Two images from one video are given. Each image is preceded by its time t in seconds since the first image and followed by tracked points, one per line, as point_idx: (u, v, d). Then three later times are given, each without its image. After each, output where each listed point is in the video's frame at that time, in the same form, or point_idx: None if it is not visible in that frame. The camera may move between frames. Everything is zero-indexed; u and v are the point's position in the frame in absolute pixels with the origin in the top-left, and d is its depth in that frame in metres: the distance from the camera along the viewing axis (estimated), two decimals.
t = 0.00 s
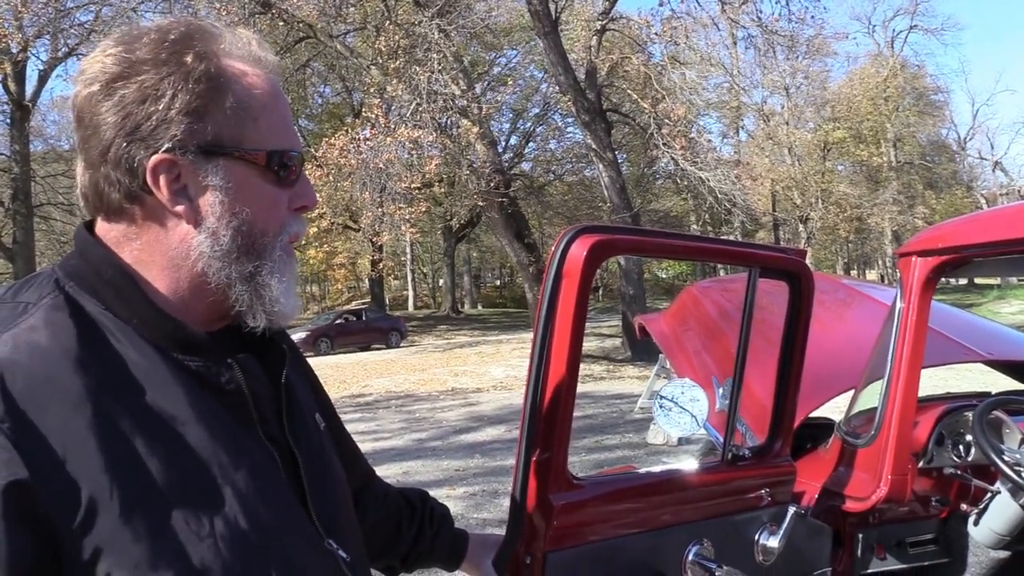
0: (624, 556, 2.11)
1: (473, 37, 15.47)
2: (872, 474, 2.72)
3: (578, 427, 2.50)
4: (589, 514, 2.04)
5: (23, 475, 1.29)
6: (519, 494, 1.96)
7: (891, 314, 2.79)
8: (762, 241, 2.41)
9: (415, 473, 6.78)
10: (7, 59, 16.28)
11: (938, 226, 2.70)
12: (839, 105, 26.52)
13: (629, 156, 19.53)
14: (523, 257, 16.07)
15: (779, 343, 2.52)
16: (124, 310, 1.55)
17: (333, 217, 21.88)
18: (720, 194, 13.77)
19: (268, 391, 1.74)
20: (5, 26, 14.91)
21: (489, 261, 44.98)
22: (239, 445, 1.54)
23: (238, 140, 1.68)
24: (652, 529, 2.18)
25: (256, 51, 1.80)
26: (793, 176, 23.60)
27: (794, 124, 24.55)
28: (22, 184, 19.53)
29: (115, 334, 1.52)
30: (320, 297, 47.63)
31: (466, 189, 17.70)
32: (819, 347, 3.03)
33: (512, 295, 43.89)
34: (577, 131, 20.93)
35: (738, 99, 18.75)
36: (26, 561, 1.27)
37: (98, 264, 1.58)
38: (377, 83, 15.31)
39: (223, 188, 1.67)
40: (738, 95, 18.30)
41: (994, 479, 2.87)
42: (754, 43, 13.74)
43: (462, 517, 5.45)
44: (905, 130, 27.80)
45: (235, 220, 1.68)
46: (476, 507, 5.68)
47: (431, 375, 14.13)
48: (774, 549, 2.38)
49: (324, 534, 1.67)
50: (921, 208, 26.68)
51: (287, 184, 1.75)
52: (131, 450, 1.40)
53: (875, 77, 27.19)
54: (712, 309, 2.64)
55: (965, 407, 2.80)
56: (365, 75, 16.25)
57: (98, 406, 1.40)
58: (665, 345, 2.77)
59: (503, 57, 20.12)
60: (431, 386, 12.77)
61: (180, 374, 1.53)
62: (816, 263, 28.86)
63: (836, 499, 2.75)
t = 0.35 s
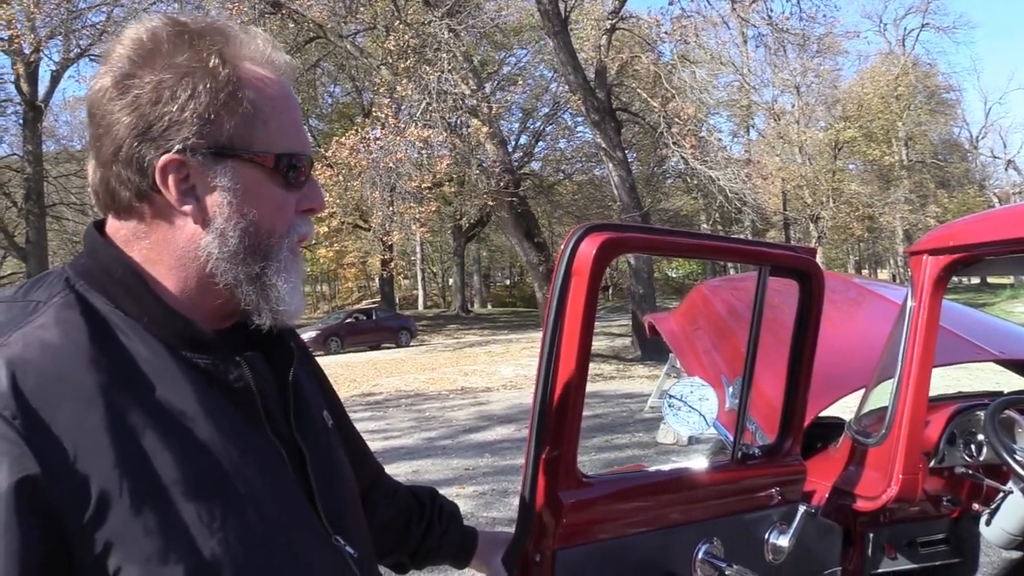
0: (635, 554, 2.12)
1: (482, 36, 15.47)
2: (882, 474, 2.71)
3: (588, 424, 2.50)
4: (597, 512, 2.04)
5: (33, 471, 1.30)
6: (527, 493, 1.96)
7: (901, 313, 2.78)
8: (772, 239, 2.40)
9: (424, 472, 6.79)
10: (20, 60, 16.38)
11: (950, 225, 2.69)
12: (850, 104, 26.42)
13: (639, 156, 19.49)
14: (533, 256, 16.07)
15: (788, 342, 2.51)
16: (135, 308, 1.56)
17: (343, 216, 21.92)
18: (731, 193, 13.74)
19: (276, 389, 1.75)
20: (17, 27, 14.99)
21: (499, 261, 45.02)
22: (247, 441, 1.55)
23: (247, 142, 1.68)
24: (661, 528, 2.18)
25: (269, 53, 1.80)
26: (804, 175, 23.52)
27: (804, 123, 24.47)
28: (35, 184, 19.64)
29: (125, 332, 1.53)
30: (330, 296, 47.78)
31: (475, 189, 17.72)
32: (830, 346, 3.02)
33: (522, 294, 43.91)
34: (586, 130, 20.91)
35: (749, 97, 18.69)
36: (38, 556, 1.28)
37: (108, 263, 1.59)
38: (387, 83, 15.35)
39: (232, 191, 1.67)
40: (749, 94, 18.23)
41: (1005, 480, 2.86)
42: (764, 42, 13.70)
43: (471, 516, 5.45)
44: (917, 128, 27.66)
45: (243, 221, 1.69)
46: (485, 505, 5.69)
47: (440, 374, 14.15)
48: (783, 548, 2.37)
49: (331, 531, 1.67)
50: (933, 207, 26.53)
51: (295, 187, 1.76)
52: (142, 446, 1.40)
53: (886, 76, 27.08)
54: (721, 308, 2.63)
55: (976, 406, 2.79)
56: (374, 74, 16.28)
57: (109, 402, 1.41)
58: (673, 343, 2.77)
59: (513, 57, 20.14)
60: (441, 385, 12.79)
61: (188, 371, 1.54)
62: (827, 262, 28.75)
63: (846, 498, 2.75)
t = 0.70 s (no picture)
0: (644, 551, 2.11)
1: (495, 33, 15.45)
2: (894, 472, 2.69)
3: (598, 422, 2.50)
4: (607, 508, 2.04)
5: (47, 462, 1.31)
6: (536, 490, 1.96)
7: (914, 310, 2.75)
8: (783, 236, 2.39)
9: (435, 468, 6.80)
10: (35, 57, 16.50)
11: (964, 221, 2.67)
12: (865, 101, 26.23)
13: (651, 153, 19.42)
14: (545, 253, 16.06)
15: (801, 338, 2.49)
16: (148, 303, 1.57)
17: (356, 213, 21.98)
18: (744, 190, 13.69)
19: (286, 383, 1.76)
20: (33, 24, 15.05)
21: (511, 258, 45.05)
22: (258, 436, 1.55)
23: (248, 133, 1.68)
24: (671, 524, 2.17)
25: (268, 44, 1.81)
26: (818, 172, 23.41)
27: (818, 120, 24.37)
28: (50, 181, 19.77)
29: (138, 326, 1.54)
30: (343, 293, 47.91)
31: (488, 186, 17.72)
32: (842, 345, 3.00)
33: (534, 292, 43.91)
34: (598, 127, 20.86)
35: (762, 94, 18.60)
36: (51, 547, 1.29)
37: (121, 258, 1.60)
38: (399, 79, 15.37)
39: (233, 181, 1.67)
40: (763, 90, 18.12)
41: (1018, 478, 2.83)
42: (778, 38, 13.62)
43: (482, 513, 5.47)
44: (932, 125, 27.48)
45: (245, 212, 1.69)
46: (496, 502, 5.70)
47: (452, 371, 14.16)
48: (794, 545, 2.36)
49: (340, 525, 1.68)
50: (948, 204, 26.34)
51: (297, 176, 1.75)
52: (154, 440, 1.41)
53: (901, 72, 26.88)
54: (734, 305, 2.62)
55: (990, 405, 2.77)
56: (387, 71, 16.30)
57: (121, 394, 1.42)
58: (685, 340, 2.77)
59: (525, 53, 20.10)
60: (452, 382, 12.81)
61: (199, 365, 1.55)
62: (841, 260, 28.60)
63: (857, 496, 2.73)
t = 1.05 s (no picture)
0: (643, 551, 2.11)
1: (498, 33, 15.44)
2: (895, 472, 2.69)
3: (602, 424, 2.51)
4: (607, 507, 2.04)
5: (45, 460, 1.31)
6: (536, 489, 1.97)
7: (916, 311, 2.76)
8: (785, 237, 2.39)
9: (437, 468, 6.80)
10: (40, 57, 16.55)
11: (964, 222, 2.66)
12: (869, 100, 26.18)
13: (655, 152, 19.40)
14: (548, 253, 16.07)
15: (801, 337, 2.48)
16: (145, 302, 1.58)
17: (359, 213, 22.00)
18: (747, 190, 13.70)
19: (285, 382, 1.76)
20: (37, 24, 15.12)
21: (514, 257, 45.06)
22: (257, 433, 1.56)
23: (225, 125, 1.70)
24: (671, 523, 2.17)
25: (256, 40, 1.83)
26: (822, 172, 23.37)
27: (823, 120, 24.36)
28: (54, 180, 19.80)
29: (136, 326, 1.54)
30: (346, 293, 47.93)
31: (491, 185, 17.73)
32: (844, 346, 3.01)
33: (537, 292, 43.93)
34: (602, 127, 20.88)
35: (766, 94, 18.58)
36: (51, 546, 1.29)
37: (119, 258, 1.62)
38: (403, 79, 15.37)
39: (207, 171, 1.68)
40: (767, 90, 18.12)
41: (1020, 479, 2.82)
42: (783, 38, 13.60)
43: (484, 512, 5.47)
44: (936, 125, 27.44)
45: (222, 202, 1.70)
46: (498, 502, 5.70)
47: (455, 370, 14.17)
48: (795, 545, 2.35)
49: (339, 522, 1.68)
50: (953, 205, 26.28)
51: (279, 164, 1.75)
52: (153, 439, 1.42)
53: (905, 72, 26.82)
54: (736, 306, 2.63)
55: (991, 406, 2.77)
56: (390, 71, 16.32)
57: (120, 393, 1.43)
58: (690, 343, 2.78)
59: (528, 53, 20.10)
60: (455, 381, 12.81)
61: (198, 365, 1.56)
62: (845, 260, 28.56)
63: (858, 496, 2.74)
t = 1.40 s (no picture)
0: (644, 552, 2.10)
1: (499, 33, 15.42)
2: (896, 473, 2.69)
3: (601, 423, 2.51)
4: (608, 508, 2.04)
5: (46, 458, 1.31)
6: (536, 489, 1.97)
7: (917, 312, 2.75)
8: (786, 237, 2.39)
9: (437, 468, 6.80)
10: (41, 56, 16.56)
11: (965, 224, 2.66)
12: (870, 102, 26.17)
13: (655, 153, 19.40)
14: (548, 253, 16.07)
15: (801, 338, 2.48)
16: (146, 301, 1.58)
17: (359, 213, 22.00)
18: (748, 192, 13.69)
19: (284, 381, 1.76)
20: (38, 23, 15.15)
21: (514, 258, 45.07)
22: (257, 432, 1.56)
23: (218, 127, 1.69)
24: (672, 524, 2.17)
25: (247, 35, 1.82)
26: (822, 174, 23.39)
27: (823, 121, 24.38)
28: (54, 179, 19.81)
29: (136, 324, 1.54)
30: (346, 293, 47.92)
31: (491, 186, 17.72)
32: (844, 347, 3.00)
33: (538, 292, 43.94)
34: (602, 128, 20.94)
35: (767, 95, 18.57)
36: (50, 544, 1.29)
37: (120, 257, 1.61)
38: (403, 79, 15.35)
39: (202, 176, 1.68)
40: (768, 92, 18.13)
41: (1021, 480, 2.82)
42: (784, 39, 13.59)
43: (483, 513, 5.47)
44: (937, 126, 27.45)
45: (216, 207, 1.69)
46: (498, 502, 5.69)
47: (455, 371, 14.15)
48: (795, 546, 2.34)
49: (338, 523, 1.68)
50: (953, 206, 26.27)
51: (274, 165, 1.74)
52: (154, 437, 1.42)
53: (906, 74, 26.80)
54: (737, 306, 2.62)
55: (991, 407, 2.76)
56: (391, 71, 16.33)
57: (121, 391, 1.42)
58: (690, 343, 2.77)
59: (529, 54, 20.08)
60: (455, 382, 12.80)
61: (199, 364, 1.55)
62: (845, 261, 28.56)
63: (858, 497, 2.73)
